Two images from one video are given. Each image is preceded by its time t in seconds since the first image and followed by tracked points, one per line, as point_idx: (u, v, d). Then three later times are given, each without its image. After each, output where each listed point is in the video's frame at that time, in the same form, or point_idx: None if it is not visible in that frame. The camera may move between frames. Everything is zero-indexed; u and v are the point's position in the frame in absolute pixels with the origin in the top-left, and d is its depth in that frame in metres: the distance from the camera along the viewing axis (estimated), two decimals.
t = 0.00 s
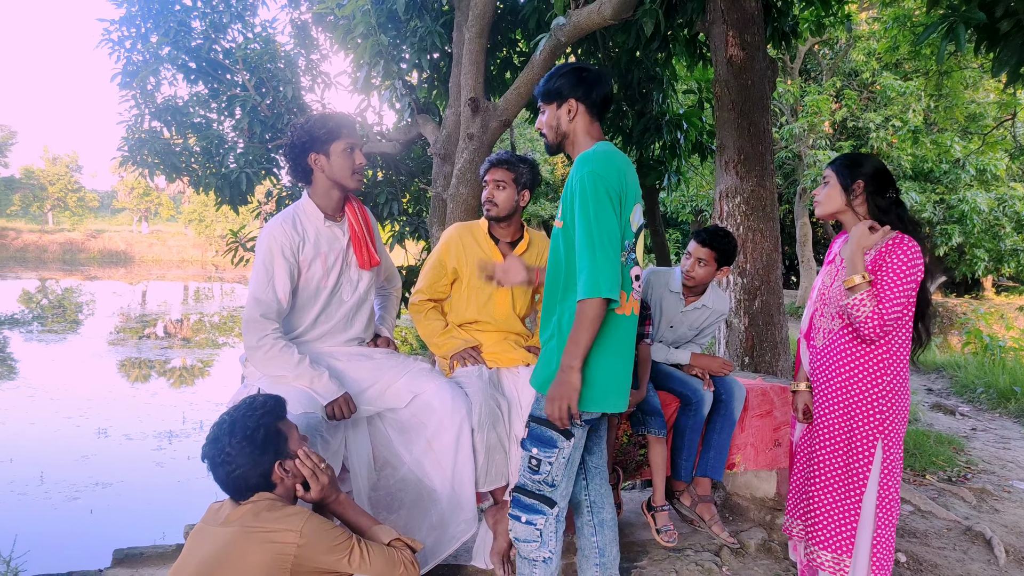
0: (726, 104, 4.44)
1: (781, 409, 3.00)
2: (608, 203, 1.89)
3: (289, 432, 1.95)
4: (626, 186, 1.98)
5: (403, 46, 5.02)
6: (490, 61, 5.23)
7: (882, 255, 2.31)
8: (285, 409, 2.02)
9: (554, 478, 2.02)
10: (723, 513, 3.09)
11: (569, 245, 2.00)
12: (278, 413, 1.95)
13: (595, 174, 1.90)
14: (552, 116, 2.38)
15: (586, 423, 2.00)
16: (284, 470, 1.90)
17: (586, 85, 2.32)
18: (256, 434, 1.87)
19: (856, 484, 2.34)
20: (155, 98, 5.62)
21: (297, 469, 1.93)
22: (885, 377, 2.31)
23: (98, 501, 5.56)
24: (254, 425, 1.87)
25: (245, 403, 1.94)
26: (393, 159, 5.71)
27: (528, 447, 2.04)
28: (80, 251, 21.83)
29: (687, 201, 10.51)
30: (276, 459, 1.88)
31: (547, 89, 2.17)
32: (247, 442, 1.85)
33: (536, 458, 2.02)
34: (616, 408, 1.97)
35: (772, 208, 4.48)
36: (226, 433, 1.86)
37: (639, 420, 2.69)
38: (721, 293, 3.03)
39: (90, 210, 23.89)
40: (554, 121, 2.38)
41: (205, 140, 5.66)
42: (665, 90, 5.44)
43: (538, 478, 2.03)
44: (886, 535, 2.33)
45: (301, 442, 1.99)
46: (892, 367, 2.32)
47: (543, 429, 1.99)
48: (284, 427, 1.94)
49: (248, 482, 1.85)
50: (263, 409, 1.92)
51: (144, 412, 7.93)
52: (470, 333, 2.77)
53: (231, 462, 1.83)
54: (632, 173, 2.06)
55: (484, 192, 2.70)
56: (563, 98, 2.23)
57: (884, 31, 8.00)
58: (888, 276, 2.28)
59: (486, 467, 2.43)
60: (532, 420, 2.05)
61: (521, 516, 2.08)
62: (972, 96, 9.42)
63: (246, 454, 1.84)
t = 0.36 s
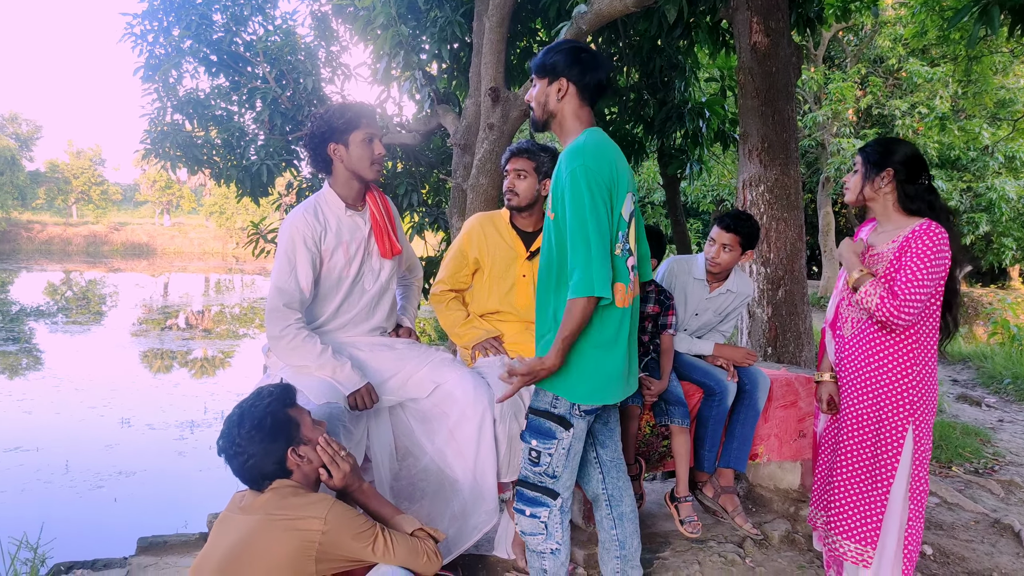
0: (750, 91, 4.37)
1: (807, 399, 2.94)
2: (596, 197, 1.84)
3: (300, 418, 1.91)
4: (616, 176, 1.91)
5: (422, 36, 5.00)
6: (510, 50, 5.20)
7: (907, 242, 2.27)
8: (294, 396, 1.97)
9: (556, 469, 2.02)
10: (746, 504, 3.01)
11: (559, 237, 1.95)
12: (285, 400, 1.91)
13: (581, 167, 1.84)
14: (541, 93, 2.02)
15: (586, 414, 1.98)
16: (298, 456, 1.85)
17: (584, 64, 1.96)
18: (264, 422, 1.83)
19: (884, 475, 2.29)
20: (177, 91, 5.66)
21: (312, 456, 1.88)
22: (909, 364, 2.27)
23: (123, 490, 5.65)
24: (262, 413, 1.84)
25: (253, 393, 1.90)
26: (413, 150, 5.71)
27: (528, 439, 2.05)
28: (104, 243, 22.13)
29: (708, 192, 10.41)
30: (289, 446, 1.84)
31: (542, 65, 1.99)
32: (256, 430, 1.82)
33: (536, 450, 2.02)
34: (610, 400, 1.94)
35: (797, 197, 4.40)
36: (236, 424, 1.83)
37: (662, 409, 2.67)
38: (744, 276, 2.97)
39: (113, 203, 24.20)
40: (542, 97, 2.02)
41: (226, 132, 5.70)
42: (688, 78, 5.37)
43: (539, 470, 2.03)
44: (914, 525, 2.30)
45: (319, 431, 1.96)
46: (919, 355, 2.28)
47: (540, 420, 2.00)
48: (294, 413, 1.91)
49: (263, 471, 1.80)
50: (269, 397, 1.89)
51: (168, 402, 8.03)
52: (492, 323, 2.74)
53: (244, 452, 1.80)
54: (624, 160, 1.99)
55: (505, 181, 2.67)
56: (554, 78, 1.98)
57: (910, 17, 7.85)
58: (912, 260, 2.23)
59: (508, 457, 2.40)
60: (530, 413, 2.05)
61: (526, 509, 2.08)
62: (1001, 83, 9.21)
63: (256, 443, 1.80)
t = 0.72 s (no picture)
0: (774, 92, 4.30)
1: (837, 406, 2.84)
2: (580, 200, 1.78)
3: (319, 424, 1.82)
4: (606, 175, 1.84)
5: (441, 39, 4.98)
6: (529, 54, 5.17)
7: (936, 238, 2.20)
8: (313, 403, 1.88)
9: (567, 478, 1.97)
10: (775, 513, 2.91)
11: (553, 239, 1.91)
12: (306, 406, 1.83)
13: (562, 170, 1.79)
14: (546, 90, 1.99)
15: (593, 421, 1.92)
16: (320, 463, 1.77)
17: (586, 56, 1.93)
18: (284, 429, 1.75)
19: (924, 478, 2.22)
20: (198, 97, 5.69)
21: (334, 463, 1.81)
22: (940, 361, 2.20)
23: (144, 494, 5.67)
24: (280, 421, 1.75)
25: (270, 401, 1.82)
26: (431, 154, 5.69)
27: (539, 449, 2.00)
28: (126, 249, 22.39)
29: (728, 194, 10.30)
30: (309, 453, 1.75)
31: (547, 62, 1.96)
32: (275, 438, 1.73)
33: (547, 459, 1.97)
34: (614, 409, 1.87)
35: (822, 198, 4.32)
36: (255, 434, 1.76)
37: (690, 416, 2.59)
38: (770, 271, 2.87)
39: (134, 209, 24.49)
40: (548, 95, 1.99)
41: (246, 138, 5.72)
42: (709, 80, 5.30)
43: (552, 480, 1.98)
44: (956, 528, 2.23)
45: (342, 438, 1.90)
46: (953, 353, 2.20)
47: (550, 428, 1.95)
48: (312, 420, 1.81)
49: (284, 480, 1.72)
50: (287, 404, 1.80)
51: (188, 406, 8.07)
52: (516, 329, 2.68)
53: (265, 461, 1.72)
54: (620, 157, 1.91)
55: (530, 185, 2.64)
56: (558, 74, 1.95)
57: (935, 16, 7.73)
58: (939, 253, 2.16)
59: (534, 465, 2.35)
60: (541, 422, 2.01)
61: (544, 520, 2.05)
62: None
63: (276, 451, 1.72)
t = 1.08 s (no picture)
0: (789, 91, 4.22)
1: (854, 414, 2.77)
2: (598, 201, 1.74)
3: (325, 431, 1.75)
4: (631, 178, 1.78)
5: (450, 35, 4.91)
6: (539, 50, 5.10)
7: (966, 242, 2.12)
8: (320, 408, 1.82)
9: (574, 485, 1.90)
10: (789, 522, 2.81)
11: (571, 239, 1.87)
12: (312, 412, 1.77)
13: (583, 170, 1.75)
14: (564, 95, 1.92)
15: (600, 428, 1.87)
16: (325, 471, 1.71)
17: (605, 61, 1.86)
18: (290, 436, 1.69)
19: (939, 486, 2.14)
20: (205, 90, 5.64)
21: (340, 471, 1.75)
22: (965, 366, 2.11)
23: (147, 489, 5.64)
24: (286, 427, 1.70)
25: (276, 407, 1.76)
26: (439, 151, 5.63)
27: (544, 455, 1.93)
28: (131, 242, 22.40)
29: (737, 193, 10.21)
30: (315, 461, 1.69)
31: (562, 68, 1.90)
32: (281, 445, 1.67)
33: (553, 466, 1.91)
34: (620, 418, 1.80)
35: (837, 200, 4.25)
36: (259, 440, 1.69)
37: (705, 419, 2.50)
38: (784, 272, 2.79)
39: (139, 201, 24.48)
40: (567, 100, 1.92)
41: (252, 132, 5.67)
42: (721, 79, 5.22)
43: (558, 487, 1.92)
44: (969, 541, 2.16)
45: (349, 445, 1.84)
46: (977, 360, 2.13)
47: (557, 434, 1.89)
48: (319, 426, 1.75)
49: (288, 487, 1.66)
50: (294, 410, 1.73)
51: (191, 401, 8.04)
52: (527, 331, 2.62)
53: (269, 468, 1.66)
54: (647, 160, 1.85)
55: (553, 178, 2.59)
56: (577, 79, 1.88)
57: (951, 16, 7.61)
58: (968, 255, 2.09)
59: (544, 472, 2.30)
60: (547, 426, 1.94)
61: (549, 529, 1.97)
62: None
63: (282, 457, 1.66)
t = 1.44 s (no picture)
0: (793, 91, 4.15)
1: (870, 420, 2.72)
2: (637, 207, 1.68)
3: (325, 454, 1.68)
4: (665, 184, 1.73)
5: (447, 42, 4.85)
6: (538, 55, 5.04)
7: (1001, 253, 2.01)
8: (319, 429, 1.75)
9: (613, 499, 1.83)
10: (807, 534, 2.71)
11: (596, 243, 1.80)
12: (311, 434, 1.69)
13: (621, 171, 1.68)
14: (595, 99, 1.86)
15: (633, 437, 1.79)
16: (326, 496, 1.63)
17: (638, 66, 1.81)
18: (289, 460, 1.61)
19: (975, 508, 2.04)
20: (201, 102, 5.60)
21: (341, 496, 1.67)
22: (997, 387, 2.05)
23: (150, 506, 5.56)
24: (284, 450, 1.62)
25: (273, 429, 1.68)
26: (438, 158, 5.57)
27: (577, 470, 1.85)
28: (133, 256, 22.36)
29: (739, 195, 10.13)
30: (316, 485, 1.62)
31: (593, 71, 1.84)
32: (279, 470, 1.59)
33: (589, 480, 1.83)
34: (642, 428, 1.75)
35: (844, 200, 4.17)
36: (256, 465, 1.61)
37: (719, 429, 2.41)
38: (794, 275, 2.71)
39: (140, 215, 24.48)
40: (598, 105, 1.85)
41: (250, 143, 5.62)
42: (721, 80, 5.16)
43: (596, 503, 1.84)
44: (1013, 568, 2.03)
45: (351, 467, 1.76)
46: (1014, 377, 2.02)
47: (590, 445, 1.80)
48: (319, 449, 1.67)
49: (288, 514, 1.58)
50: (292, 432, 1.66)
51: (194, 415, 7.97)
52: (533, 342, 2.55)
53: (267, 495, 1.58)
54: (678, 166, 1.80)
55: (561, 186, 2.51)
56: (609, 82, 1.82)
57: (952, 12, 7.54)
58: (1004, 270, 1.97)
59: (553, 489, 2.21)
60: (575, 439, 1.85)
61: (590, 547, 1.89)
62: None
63: (280, 482, 1.58)
